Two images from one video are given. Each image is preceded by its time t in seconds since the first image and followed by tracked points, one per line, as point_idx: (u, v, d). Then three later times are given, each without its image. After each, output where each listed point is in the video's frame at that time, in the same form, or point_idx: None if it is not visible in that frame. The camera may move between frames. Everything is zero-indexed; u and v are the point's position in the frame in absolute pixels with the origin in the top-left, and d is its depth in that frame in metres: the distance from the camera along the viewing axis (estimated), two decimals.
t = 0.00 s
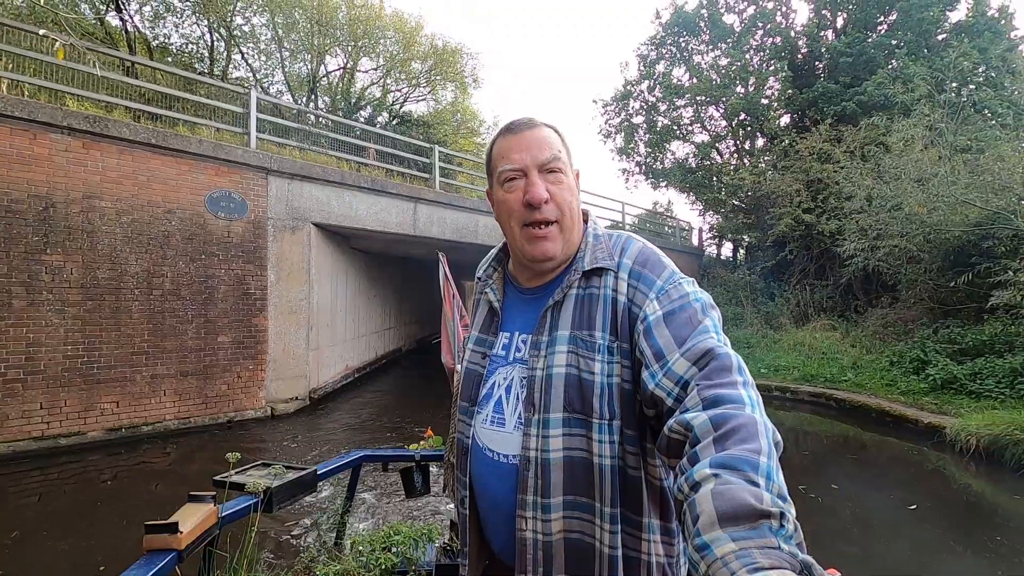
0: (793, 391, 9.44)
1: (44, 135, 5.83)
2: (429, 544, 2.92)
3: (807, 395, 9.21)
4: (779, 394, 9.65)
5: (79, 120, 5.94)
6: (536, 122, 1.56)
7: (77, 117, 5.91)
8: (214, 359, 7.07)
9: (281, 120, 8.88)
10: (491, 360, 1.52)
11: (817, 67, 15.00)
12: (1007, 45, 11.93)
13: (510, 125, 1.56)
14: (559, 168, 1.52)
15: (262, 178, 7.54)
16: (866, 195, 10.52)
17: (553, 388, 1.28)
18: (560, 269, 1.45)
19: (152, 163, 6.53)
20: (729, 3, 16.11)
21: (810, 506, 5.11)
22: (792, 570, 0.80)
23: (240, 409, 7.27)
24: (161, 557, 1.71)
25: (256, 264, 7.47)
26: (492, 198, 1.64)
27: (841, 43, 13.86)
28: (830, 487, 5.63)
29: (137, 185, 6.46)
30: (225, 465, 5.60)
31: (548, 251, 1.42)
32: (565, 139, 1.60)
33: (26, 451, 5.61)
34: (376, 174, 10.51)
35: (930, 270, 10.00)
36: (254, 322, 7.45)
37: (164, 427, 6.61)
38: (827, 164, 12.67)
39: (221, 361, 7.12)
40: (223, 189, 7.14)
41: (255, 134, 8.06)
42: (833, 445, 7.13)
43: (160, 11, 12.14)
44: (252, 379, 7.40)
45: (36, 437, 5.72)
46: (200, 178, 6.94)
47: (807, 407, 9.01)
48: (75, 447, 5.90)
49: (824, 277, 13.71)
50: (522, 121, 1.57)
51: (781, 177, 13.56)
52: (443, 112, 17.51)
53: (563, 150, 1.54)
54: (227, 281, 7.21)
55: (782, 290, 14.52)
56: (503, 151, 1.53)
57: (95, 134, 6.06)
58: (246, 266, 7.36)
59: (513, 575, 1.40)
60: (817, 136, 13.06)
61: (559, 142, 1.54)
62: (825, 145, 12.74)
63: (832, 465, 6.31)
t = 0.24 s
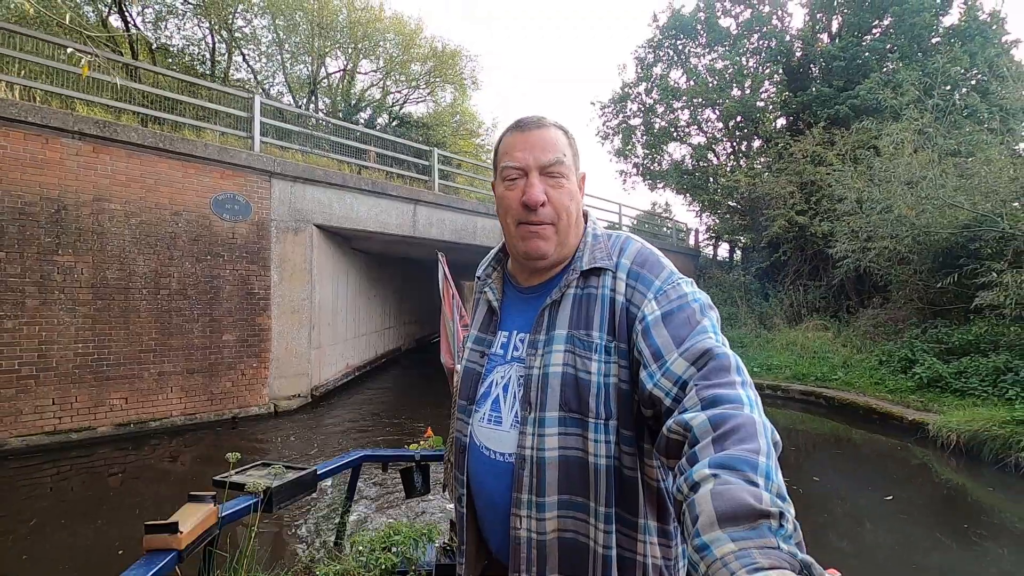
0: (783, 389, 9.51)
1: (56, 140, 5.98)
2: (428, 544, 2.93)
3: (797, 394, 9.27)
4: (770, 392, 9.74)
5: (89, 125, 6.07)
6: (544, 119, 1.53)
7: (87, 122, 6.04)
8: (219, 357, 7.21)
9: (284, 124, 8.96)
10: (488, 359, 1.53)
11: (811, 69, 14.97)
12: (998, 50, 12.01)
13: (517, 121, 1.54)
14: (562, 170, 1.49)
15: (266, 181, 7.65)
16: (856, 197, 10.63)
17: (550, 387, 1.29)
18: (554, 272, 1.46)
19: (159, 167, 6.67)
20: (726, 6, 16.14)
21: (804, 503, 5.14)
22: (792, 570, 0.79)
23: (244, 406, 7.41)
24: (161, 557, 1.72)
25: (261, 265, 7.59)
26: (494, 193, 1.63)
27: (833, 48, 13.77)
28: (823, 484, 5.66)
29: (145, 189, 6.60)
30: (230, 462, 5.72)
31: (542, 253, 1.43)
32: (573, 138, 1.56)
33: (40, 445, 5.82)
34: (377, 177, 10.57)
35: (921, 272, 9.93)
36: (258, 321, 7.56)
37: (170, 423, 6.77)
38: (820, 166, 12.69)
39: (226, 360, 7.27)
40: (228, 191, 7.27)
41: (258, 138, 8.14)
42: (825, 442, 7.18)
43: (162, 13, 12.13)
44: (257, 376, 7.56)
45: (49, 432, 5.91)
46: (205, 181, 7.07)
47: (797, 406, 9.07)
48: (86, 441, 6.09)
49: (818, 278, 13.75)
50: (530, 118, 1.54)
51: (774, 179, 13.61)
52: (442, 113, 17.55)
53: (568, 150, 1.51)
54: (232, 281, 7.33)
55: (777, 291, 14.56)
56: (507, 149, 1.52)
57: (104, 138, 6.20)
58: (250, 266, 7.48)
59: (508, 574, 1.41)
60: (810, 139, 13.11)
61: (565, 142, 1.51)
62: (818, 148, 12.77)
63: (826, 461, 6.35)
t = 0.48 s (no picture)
0: (773, 387, 9.56)
1: (67, 144, 6.05)
2: (428, 544, 2.94)
3: (787, 392, 9.31)
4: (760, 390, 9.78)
5: (99, 130, 6.15)
6: (546, 120, 1.52)
7: (97, 127, 6.12)
8: (224, 355, 7.24)
9: (287, 128, 9.01)
10: (489, 358, 1.54)
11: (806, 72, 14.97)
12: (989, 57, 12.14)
13: (520, 121, 1.53)
14: (566, 171, 1.49)
15: (269, 184, 7.70)
16: (848, 199, 10.73)
17: (552, 387, 1.29)
18: (559, 273, 1.46)
19: (166, 170, 6.73)
20: (722, 10, 16.18)
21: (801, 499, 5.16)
22: (793, 570, 0.79)
23: (248, 402, 7.45)
24: (161, 557, 1.72)
25: (265, 266, 7.63)
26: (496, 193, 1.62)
27: (827, 52, 13.81)
28: (818, 480, 5.68)
29: (153, 192, 6.66)
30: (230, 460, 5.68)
31: (548, 255, 1.43)
32: (575, 139, 1.56)
33: (52, 439, 5.88)
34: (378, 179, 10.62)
35: (910, 273, 9.93)
36: (261, 320, 7.60)
37: (177, 419, 6.83)
38: (813, 169, 12.74)
39: (231, 357, 7.31)
40: (232, 194, 7.31)
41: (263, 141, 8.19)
42: (818, 439, 7.21)
43: (164, 16, 12.03)
44: (260, 374, 7.59)
45: (61, 427, 5.97)
46: (210, 184, 7.12)
47: (787, 403, 9.11)
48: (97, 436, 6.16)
49: (812, 279, 13.79)
50: (532, 119, 1.53)
51: (768, 182, 13.64)
52: (441, 115, 17.57)
53: (571, 151, 1.51)
54: (237, 281, 7.37)
55: (771, 291, 14.58)
56: (510, 150, 1.51)
57: (112, 142, 6.26)
58: (254, 266, 7.52)
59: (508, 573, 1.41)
60: (803, 141, 13.18)
61: (568, 143, 1.51)
62: (813, 151, 12.80)
63: (822, 458, 6.38)
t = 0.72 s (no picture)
0: (765, 385, 9.61)
1: (78, 148, 6.11)
2: (428, 544, 2.94)
3: (778, 390, 9.36)
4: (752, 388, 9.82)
5: (108, 134, 6.21)
6: (543, 122, 1.53)
7: (107, 131, 6.19)
8: (228, 353, 7.31)
9: (290, 131, 9.06)
10: (490, 358, 1.54)
11: (802, 75, 15.02)
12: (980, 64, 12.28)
13: (517, 124, 1.54)
14: (565, 172, 1.49)
15: (272, 186, 7.76)
16: (841, 200, 10.82)
17: (553, 387, 1.30)
18: (560, 273, 1.47)
19: (172, 173, 6.79)
20: (719, 14, 16.24)
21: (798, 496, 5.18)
22: (793, 570, 0.79)
23: (251, 399, 7.51)
24: (161, 557, 1.72)
25: (267, 266, 7.69)
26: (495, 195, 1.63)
27: (821, 55, 13.90)
28: (813, 476, 5.71)
29: (161, 194, 6.74)
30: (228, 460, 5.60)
31: (549, 256, 1.43)
32: (573, 139, 1.57)
33: (64, 434, 5.94)
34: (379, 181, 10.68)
35: (898, 274, 10.08)
36: (264, 319, 7.67)
37: (183, 415, 6.89)
38: (807, 172, 12.79)
39: (235, 356, 7.37)
40: (237, 196, 7.36)
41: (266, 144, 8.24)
42: (812, 436, 7.24)
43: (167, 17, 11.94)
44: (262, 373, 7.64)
45: (72, 422, 6.02)
46: (215, 186, 7.17)
47: (778, 401, 9.16)
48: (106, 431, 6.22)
49: (806, 279, 13.83)
50: (529, 121, 1.53)
51: (763, 185, 13.70)
52: (440, 116, 17.59)
53: (569, 152, 1.51)
54: (241, 281, 7.43)
55: (766, 292, 14.61)
56: (508, 152, 1.52)
57: (120, 146, 6.32)
58: (257, 267, 7.59)
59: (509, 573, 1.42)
60: (797, 144, 13.24)
61: (566, 144, 1.51)
62: (806, 155, 12.84)
63: (820, 455, 6.40)
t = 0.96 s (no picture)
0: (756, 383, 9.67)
1: (87, 152, 6.23)
2: (428, 544, 2.94)
3: (770, 388, 9.43)
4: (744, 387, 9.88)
5: (116, 138, 6.33)
6: (537, 120, 1.54)
7: (115, 136, 6.31)
8: (232, 351, 7.42)
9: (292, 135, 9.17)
10: (491, 359, 1.53)
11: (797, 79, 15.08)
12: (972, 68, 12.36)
13: (512, 124, 1.55)
14: (560, 168, 1.50)
15: (275, 189, 7.87)
16: (830, 203, 10.88)
17: (554, 387, 1.29)
18: (559, 270, 1.46)
19: (178, 176, 6.90)
20: (715, 17, 16.27)
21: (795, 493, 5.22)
22: (792, 570, 0.79)
23: (254, 396, 7.62)
24: (161, 557, 1.73)
25: (271, 266, 7.82)
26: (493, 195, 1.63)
27: (814, 59, 13.98)
28: (807, 474, 5.75)
29: (168, 197, 6.85)
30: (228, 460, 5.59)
31: (547, 253, 1.43)
32: (567, 137, 1.57)
33: (74, 429, 6.01)
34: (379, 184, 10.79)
35: (888, 274, 10.25)
36: (267, 318, 7.79)
37: (189, 412, 6.99)
38: (800, 174, 12.84)
39: (239, 354, 7.47)
40: (240, 198, 7.49)
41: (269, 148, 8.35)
42: (806, 434, 7.29)
43: (169, 20, 12.22)
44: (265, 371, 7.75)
45: (82, 418, 6.12)
46: (219, 188, 7.29)
47: (769, 399, 9.23)
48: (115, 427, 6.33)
49: (799, 280, 13.88)
50: (524, 120, 1.55)
51: (758, 186, 13.74)
52: (438, 118, 17.63)
53: (565, 149, 1.52)
54: (244, 281, 7.54)
55: (761, 292, 14.64)
56: (504, 152, 1.52)
57: (128, 150, 6.44)
58: (261, 267, 7.72)
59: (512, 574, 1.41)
60: (790, 146, 13.29)
61: (561, 141, 1.52)
62: (800, 157, 12.86)
63: (816, 453, 6.45)
